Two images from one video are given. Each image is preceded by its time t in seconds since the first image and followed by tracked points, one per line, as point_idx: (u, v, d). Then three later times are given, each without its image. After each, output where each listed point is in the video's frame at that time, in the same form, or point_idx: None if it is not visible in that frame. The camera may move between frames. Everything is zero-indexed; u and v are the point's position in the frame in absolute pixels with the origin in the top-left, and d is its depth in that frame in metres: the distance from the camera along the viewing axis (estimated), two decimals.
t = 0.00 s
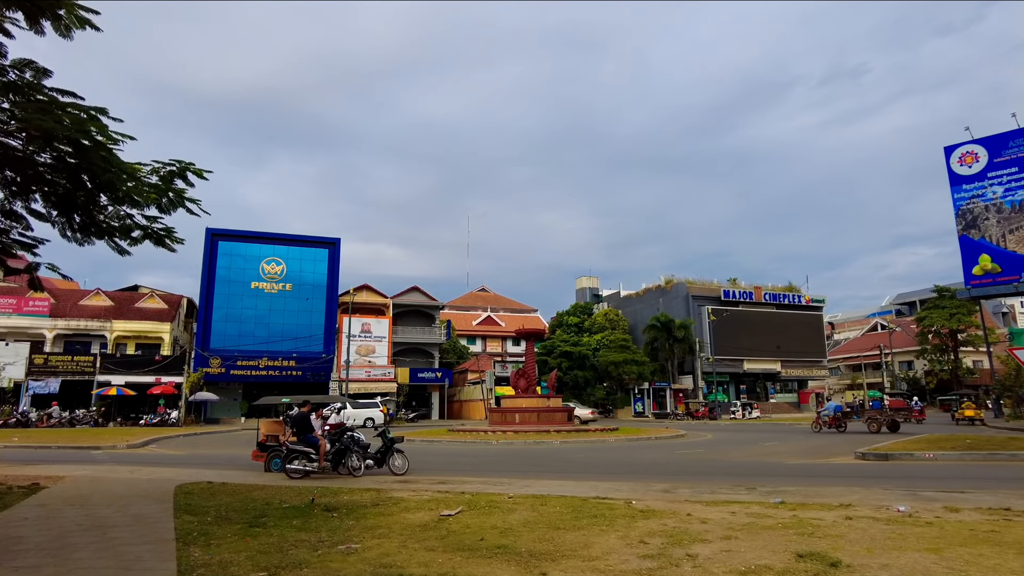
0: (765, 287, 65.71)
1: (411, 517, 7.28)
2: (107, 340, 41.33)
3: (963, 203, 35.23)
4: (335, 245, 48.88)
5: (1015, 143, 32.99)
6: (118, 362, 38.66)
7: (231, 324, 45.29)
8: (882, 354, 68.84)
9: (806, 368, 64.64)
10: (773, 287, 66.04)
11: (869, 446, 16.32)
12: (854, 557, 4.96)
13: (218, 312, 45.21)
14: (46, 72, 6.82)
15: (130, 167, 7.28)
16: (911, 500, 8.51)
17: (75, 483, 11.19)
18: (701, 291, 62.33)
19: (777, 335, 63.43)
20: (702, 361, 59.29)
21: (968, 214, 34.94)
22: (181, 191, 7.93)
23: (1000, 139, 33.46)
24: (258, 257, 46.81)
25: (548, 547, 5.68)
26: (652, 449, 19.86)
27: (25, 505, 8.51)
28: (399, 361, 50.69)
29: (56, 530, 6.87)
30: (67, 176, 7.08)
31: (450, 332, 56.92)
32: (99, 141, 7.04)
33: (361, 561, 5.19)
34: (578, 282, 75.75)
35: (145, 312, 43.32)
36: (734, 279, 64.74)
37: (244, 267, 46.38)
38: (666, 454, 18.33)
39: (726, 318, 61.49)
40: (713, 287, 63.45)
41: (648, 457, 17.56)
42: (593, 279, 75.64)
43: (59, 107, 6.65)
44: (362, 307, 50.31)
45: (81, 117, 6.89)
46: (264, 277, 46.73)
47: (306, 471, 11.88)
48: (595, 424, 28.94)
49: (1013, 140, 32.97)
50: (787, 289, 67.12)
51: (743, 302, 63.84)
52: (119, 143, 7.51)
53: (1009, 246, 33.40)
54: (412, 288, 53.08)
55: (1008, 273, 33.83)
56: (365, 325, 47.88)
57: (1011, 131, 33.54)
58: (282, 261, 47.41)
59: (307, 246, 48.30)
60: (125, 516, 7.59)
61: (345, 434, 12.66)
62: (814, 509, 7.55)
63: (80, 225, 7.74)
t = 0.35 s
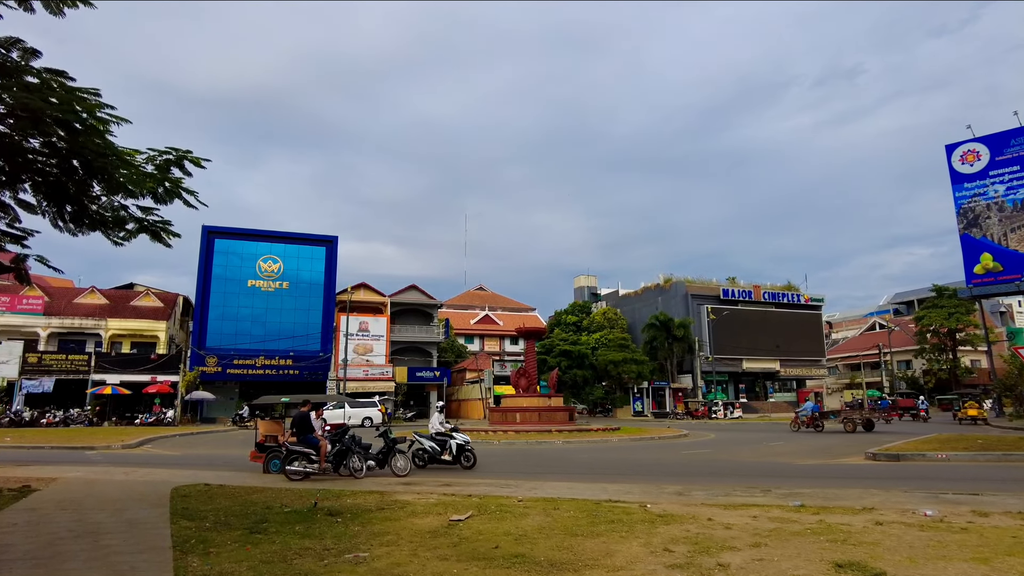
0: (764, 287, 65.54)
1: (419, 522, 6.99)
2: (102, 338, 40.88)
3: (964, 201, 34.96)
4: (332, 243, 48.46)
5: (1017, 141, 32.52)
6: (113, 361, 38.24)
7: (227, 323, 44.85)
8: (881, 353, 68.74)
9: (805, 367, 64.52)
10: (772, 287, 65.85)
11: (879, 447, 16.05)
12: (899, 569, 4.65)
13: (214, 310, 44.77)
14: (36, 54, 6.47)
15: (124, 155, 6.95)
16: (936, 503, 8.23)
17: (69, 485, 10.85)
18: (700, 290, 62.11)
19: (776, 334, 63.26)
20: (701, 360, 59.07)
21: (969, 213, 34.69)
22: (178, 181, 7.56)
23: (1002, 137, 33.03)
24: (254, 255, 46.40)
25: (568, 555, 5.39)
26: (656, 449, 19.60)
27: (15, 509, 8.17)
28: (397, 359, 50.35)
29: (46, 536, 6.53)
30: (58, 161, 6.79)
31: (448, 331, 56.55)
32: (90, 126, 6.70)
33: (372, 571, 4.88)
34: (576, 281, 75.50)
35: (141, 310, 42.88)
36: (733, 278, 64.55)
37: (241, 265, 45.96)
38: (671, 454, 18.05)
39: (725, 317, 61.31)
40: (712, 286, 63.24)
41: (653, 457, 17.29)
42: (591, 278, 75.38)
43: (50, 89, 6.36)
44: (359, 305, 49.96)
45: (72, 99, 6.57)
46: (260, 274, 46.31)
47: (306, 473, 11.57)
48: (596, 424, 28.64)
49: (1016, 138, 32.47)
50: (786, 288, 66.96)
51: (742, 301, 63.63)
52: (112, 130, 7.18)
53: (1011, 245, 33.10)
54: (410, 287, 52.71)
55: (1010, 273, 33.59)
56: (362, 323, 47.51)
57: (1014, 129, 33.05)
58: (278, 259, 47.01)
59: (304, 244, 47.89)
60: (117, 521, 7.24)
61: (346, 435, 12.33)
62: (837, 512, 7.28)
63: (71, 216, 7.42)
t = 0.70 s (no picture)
0: (770, 286, 65.23)
1: (440, 526, 6.73)
2: (105, 337, 40.64)
3: (974, 200, 34.42)
4: (336, 242, 48.22)
5: None
6: (116, 360, 38.00)
7: (231, 322, 44.60)
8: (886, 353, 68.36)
9: (810, 368, 64.22)
10: (777, 287, 65.54)
11: (897, 447, 15.77)
12: None
13: (217, 309, 44.52)
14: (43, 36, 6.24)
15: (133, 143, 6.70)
16: (971, 507, 7.95)
17: (72, 486, 10.58)
18: (705, 290, 61.78)
19: (781, 334, 62.93)
20: (706, 360, 58.74)
21: (978, 212, 34.22)
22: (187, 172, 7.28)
23: (1011, 136, 32.73)
24: (258, 254, 46.18)
25: (602, 562, 5.13)
26: (667, 449, 19.36)
27: (18, 511, 7.90)
28: (401, 359, 50.09)
29: (51, 541, 6.26)
30: (65, 148, 6.57)
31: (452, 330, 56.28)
32: (97, 111, 6.43)
33: None
34: (579, 280, 75.22)
35: (144, 309, 42.63)
36: (738, 278, 64.25)
37: (244, 264, 45.72)
38: (684, 455, 17.78)
39: (730, 317, 61.01)
40: (718, 286, 62.92)
41: (666, 458, 17.03)
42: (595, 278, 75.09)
43: (56, 72, 6.13)
44: (364, 305, 49.75)
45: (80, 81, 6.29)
46: (264, 273, 46.08)
47: (316, 473, 11.35)
48: (603, 424, 28.39)
49: None
50: (791, 288, 66.65)
51: (747, 301, 63.32)
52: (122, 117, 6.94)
53: (1019, 244, 32.68)
54: (414, 286, 52.47)
55: (1019, 272, 33.18)
56: (366, 323, 47.29)
57: None
58: (282, 258, 46.78)
59: (308, 243, 47.66)
60: (125, 525, 6.96)
61: (356, 434, 12.08)
62: (872, 516, 7.00)
63: (77, 207, 7.18)
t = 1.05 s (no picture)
0: (775, 287, 64.93)
1: (455, 532, 6.47)
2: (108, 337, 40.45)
3: (981, 199, 33.79)
4: (340, 242, 47.99)
5: None
6: (119, 360, 37.85)
7: (234, 322, 44.37)
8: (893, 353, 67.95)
9: (816, 368, 63.87)
10: (782, 287, 65.24)
11: (915, 448, 15.45)
12: None
13: (220, 310, 44.28)
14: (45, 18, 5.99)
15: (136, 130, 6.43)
16: (1005, 510, 7.66)
17: (74, 488, 10.33)
18: (710, 290, 61.46)
19: (787, 334, 62.60)
20: (712, 361, 58.41)
21: (986, 211, 33.53)
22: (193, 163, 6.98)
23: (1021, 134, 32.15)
24: (262, 254, 45.96)
25: (631, 570, 4.85)
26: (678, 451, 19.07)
27: (18, 515, 7.65)
28: (405, 360, 49.84)
29: (51, 547, 5.99)
30: (67, 135, 6.32)
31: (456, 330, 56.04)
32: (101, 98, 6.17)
33: None
34: (583, 281, 74.91)
35: (147, 309, 42.44)
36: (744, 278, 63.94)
37: (247, 264, 45.51)
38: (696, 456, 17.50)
39: (736, 317, 60.59)
40: (723, 286, 62.61)
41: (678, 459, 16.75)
42: (599, 278, 74.78)
43: (58, 55, 5.88)
44: (367, 305, 49.52)
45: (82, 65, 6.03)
46: (267, 273, 45.85)
47: (323, 476, 11.09)
48: (611, 425, 28.08)
49: None
50: (796, 288, 66.35)
51: (753, 301, 63.00)
52: (128, 105, 6.67)
53: None
54: (418, 286, 52.23)
55: None
56: (370, 323, 47.08)
57: None
58: (286, 258, 46.55)
59: (311, 243, 47.44)
60: (128, 530, 6.69)
61: (364, 435, 11.83)
62: (906, 520, 6.70)
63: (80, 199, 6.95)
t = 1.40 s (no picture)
0: (780, 284, 64.62)
1: (475, 537, 6.15)
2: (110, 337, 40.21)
3: (991, 195, 29.05)
4: (343, 240, 47.74)
5: None
6: (122, 360, 37.70)
7: (236, 321, 44.06)
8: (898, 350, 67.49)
9: (821, 366, 63.48)
10: (787, 284, 64.89)
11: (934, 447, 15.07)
12: None
13: (223, 309, 43.99)
14: None
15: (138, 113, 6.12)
16: None
17: (76, 490, 10.04)
18: (715, 287, 61.11)
19: (792, 332, 62.22)
20: (717, 359, 58.04)
21: (996, 206, 28.70)
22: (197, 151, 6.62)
23: None
24: (264, 252, 45.67)
25: None
26: (689, 450, 18.73)
27: (16, 519, 7.35)
28: (408, 358, 49.53)
29: (50, 554, 5.67)
30: (63, 117, 6.03)
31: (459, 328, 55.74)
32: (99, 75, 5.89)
33: None
34: (587, 279, 74.46)
35: (149, 308, 42.21)
36: (748, 275, 63.56)
37: (250, 262, 45.21)
38: (709, 455, 17.16)
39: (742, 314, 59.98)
40: (727, 283, 62.25)
41: (691, 458, 16.42)
42: (603, 276, 74.31)
43: (50, 27, 5.62)
44: (371, 303, 49.22)
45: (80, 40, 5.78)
46: (270, 272, 45.58)
47: (331, 476, 10.77)
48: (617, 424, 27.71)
49: None
50: (801, 285, 65.99)
51: (758, 299, 62.66)
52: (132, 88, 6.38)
53: None
54: (421, 284, 51.93)
55: None
56: (373, 321, 46.87)
57: None
58: (289, 256, 46.28)
59: (314, 241, 47.18)
60: (132, 535, 6.39)
61: (373, 435, 11.51)
62: (946, 524, 6.38)
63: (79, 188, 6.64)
